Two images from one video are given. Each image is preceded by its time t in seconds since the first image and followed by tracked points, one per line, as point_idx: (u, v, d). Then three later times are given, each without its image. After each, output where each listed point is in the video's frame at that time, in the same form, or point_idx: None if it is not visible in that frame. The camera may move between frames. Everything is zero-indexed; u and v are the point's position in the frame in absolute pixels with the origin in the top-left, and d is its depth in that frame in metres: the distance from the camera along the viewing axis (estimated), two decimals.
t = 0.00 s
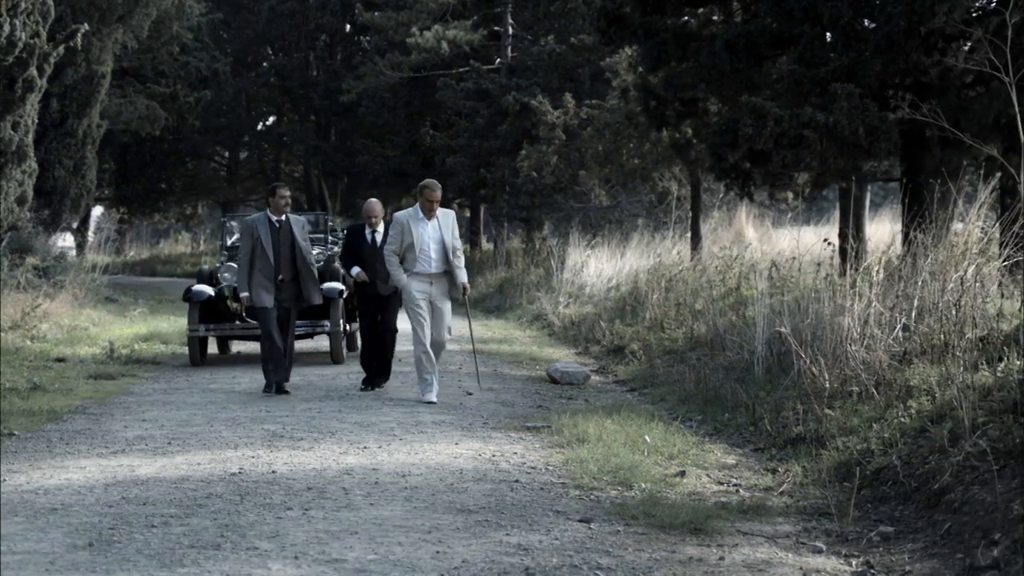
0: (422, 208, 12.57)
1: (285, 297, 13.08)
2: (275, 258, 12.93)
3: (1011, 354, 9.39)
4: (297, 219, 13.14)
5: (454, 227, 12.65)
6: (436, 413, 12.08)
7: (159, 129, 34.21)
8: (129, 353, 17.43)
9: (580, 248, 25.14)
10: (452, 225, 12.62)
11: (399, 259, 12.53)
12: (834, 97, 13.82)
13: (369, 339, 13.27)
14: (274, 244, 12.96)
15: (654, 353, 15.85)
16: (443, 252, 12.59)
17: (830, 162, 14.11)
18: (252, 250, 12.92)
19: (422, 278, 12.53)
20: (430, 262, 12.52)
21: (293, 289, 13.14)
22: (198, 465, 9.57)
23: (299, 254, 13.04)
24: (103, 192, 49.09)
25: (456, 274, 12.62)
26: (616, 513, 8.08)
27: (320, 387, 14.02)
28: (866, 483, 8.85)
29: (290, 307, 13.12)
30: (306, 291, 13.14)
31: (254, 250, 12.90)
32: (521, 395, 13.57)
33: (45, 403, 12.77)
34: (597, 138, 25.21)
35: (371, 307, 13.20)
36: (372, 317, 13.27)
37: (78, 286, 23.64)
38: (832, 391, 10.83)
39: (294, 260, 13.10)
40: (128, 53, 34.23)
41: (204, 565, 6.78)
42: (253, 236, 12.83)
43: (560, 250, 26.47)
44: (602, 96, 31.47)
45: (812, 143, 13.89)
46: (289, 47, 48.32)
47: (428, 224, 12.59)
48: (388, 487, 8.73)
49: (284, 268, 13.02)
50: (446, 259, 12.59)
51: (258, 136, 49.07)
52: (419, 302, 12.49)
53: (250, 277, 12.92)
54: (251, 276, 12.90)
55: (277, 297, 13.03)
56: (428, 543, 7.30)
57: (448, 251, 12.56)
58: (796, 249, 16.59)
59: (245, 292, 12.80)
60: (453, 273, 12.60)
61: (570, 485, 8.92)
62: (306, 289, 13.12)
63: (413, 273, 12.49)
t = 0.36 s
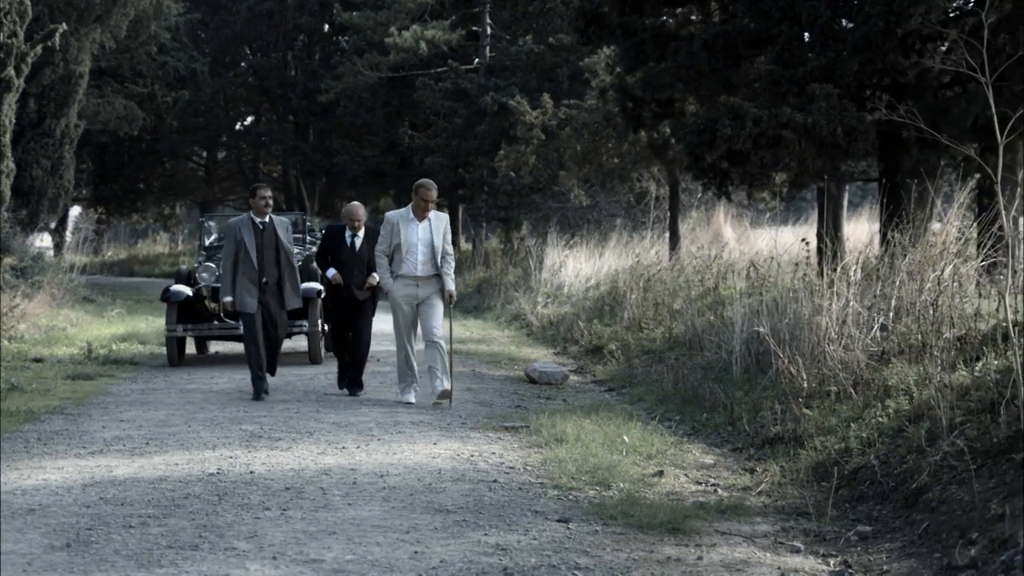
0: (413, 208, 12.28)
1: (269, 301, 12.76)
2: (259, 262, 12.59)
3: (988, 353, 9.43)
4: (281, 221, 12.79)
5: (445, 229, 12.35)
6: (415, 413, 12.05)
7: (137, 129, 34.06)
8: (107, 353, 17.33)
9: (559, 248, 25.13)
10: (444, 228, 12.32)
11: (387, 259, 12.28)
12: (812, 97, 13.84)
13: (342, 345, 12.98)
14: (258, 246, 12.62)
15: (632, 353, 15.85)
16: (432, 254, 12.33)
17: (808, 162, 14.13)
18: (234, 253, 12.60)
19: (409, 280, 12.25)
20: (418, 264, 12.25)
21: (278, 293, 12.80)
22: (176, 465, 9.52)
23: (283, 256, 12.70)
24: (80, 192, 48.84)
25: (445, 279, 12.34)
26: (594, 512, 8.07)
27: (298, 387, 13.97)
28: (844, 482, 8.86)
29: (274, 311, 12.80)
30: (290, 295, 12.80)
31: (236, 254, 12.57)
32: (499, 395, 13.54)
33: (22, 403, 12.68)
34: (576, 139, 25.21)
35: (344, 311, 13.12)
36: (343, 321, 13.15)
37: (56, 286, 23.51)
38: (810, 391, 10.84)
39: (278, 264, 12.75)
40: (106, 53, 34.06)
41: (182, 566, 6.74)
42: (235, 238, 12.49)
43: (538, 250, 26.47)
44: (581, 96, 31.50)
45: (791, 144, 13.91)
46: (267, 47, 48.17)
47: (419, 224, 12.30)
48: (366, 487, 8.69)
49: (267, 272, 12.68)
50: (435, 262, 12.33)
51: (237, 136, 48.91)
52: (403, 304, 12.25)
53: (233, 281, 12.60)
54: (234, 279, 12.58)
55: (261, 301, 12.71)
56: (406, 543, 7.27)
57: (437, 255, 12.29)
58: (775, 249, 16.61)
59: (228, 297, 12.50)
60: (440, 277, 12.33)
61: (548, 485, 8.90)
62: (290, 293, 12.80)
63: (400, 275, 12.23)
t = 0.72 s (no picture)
0: (414, 207, 11.85)
1: (253, 302, 12.48)
2: (241, 261, 12.39)
3: (964, 353, 9.47)
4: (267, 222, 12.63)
5: (444, 232, 11.95)
6: (391, 413, 12.01)
7: (113, 129, 33.89)
8: (83, 354, 17.23)
9: (535, 249, 25.12)
10: (443, 230, 11.91)
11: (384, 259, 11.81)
12: (788, 98, 13.85)
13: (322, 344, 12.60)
14: (241, 246, 12.44)
15: (608, 353, 15.85)
16: (430, 256, 11.91)
17: (784, 162, 14.16)
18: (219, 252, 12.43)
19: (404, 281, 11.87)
20: (415, 266, 11.84)
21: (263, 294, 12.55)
22: (153, 466, 9.46)
23: (267, 256, 12.47)
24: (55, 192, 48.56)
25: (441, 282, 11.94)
26: (571, 512, 8.04)
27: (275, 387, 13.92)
28: (820, 481, 8.88)
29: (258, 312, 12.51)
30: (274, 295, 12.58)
31: (221, 253, 12.40)
32: (475, 395, 13.50)
33: None
34: (552, 139, 25.20)
35: (321, 310, 12.70)
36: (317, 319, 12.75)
37: (31, 286, 23.37)
38: (786, 391, 10.86)
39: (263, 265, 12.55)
40: (82, 53, 33.88)
41: (158, 566, 6.71)
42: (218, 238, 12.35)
43: (515, 250, 26.45)
44: (557, 96, 31.51)
45: (766, 144, 13.93)
46: (243, 46, 48.00)
47: (419, 225, 11.86)
48: (342, 487, 8.66)
49: (252, 272, 12.46)
50: (433, 264, 11.93)
51: (213, 136, 48.72)
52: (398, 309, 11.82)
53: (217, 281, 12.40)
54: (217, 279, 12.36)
55: (245, 302, 12.44)
56: (382, 543, 7.24)
57: (434, 257, 11.89)
58: (751, 249, 16.63)
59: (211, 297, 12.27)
60: (437, 280, 11.94)
61: (525, 485, 8.88)
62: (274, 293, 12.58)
63: (396, 275, 11.84)
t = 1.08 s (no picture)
0: (399, 205, 11.72)
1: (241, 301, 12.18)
2: (228, 261, 12.03)
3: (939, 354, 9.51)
4: (257, 219, 12.17)
5: (433, 229, 11.82)
6: (368, 413, 11.98)
7: (88, 129, 33.68)
8: (58, 354, 17.11)
9: (511, 249, 25.08)
10: (431, 226, 11.78)
11: (373, 261, 11.73)
12: (764, 98, 13.86)
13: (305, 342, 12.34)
14: (229, 244, 12.05)
15: (584, 353, 15.84)
16: (419, 254, 11.76)
17: (760, 162, 14.19)
18: (206, 251, 12.08)
19: (396, 282, 11.71)
20: (404, 265, 11.69)
21: (251, 294, 12.24)
22: (128, 466, 9.39)
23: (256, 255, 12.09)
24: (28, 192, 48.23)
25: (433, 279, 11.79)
26: (547, 512, 8.02)
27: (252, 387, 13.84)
28: (796, 481, 8.88)
29: (246, 313, 12.23)
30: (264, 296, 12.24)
31: (208, 251, 12.05)
32: (451, 395, 13.47)
33: None
34: (528, 139, 25.17)
35: (303, 309, 12.40)
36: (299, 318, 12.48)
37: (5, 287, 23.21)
38: (762, 390, 10.87)
39: (252, 264, 12.19)
40: (57, 53, 33.66)
41: (133, 567, 6.66)
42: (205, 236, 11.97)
43: (491, 250, 26.42)
44: (532, 96, 31.52)
45: (742, 144, 13.94)
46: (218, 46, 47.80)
47: (405, 224, 11.74)
48: (319, 487, 8.61)
49: (240, 272, 12.11)
50: (423, 262, 11.78)
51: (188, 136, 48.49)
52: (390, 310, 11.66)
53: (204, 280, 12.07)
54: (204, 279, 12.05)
55: (233, 302, 12.13)
56: (358, 543, 7.20)
57: (424, 254, 11.75)
58: (727, 249, 16.64)
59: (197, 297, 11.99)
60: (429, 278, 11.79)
61: (501, 485, 8.85)
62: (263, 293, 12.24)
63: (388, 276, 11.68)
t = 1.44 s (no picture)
0: (383, 207, 11.24)
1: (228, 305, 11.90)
2: (212, 264, 11.79)
3: (916, 353, 9.54)
4: (244, 221, 11.97)
5: (420, 230, 11.32)
6: (346, 413, 11.96)
7: (64, 129, 33.48)
8: (33, 354, 17.00)
9: (488, 248, 25.04)
10: (418, 227, 11.29)
11: (359, 266, 11.23)
12: (741, 97, 13.88)
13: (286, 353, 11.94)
14: (212, 247, 11.84)
15: (562, 353, 15.84)
16: (407, 257, 11.27)
17: (737, 162, 14.22)
18: (191, 254, 11.89)
19: (384, 287, 11.22)
20: (392, 269, 11.21)
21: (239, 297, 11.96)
22: (105, 467, 9.33)
23: (240, 257, 11.82)
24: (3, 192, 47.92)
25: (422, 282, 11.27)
26: (524, 512, 8.00)
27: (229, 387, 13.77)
28: (773, 480, 8.90)
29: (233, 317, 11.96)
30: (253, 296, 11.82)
31: (192, 254, 11.84)
32: (429, 395, 13.44)
33: None
34: (505, 138, 25.15)
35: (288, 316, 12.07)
36: (282, 322, 12.26)
37: None
38: (739, 390, 10.88)
39: (240, 267, 11.90)
40: (33, 53, 33.47)
41: (110, 567, 6.63)
42: (187, 239, 11.81)
43: (468, 250, 26.38)
44: (510, 96, 31.51)
45: (719, 144, 13.96)
46: (195, 46, 47.61)
47: (392, 226, 11.24)
48: (296, 488, 8.57)
49: (225, 275, 11.85)
50: (411, 265, 11.28)
51: (165, 136, 48.29)
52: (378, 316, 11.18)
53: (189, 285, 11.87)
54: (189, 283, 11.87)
55: (219, 305, 11.86)
56: (336, 543, 7.17)
57: (411, 257, 11.25)
58: (704, 249, 16.64)
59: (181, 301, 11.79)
60: (418, 282, 11.29)
61: (478, 485, 8.82)
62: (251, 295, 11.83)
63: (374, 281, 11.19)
